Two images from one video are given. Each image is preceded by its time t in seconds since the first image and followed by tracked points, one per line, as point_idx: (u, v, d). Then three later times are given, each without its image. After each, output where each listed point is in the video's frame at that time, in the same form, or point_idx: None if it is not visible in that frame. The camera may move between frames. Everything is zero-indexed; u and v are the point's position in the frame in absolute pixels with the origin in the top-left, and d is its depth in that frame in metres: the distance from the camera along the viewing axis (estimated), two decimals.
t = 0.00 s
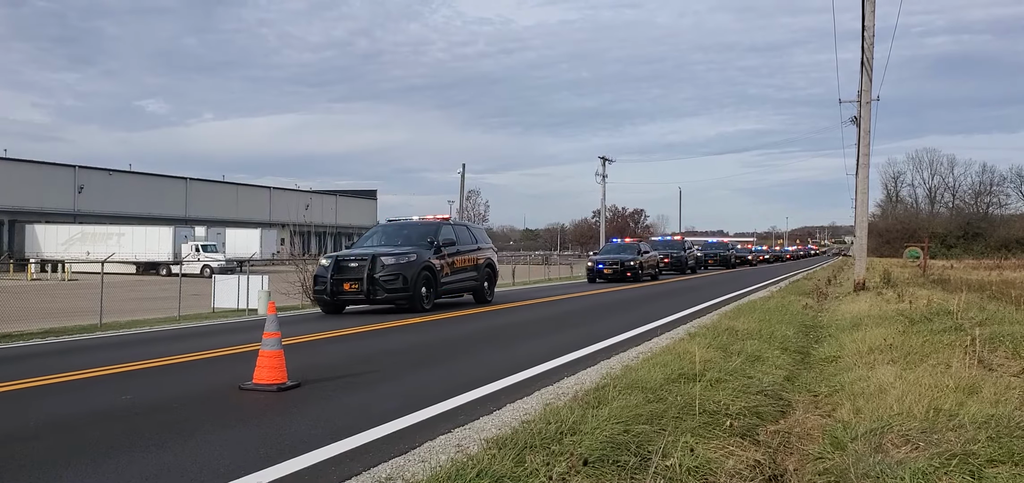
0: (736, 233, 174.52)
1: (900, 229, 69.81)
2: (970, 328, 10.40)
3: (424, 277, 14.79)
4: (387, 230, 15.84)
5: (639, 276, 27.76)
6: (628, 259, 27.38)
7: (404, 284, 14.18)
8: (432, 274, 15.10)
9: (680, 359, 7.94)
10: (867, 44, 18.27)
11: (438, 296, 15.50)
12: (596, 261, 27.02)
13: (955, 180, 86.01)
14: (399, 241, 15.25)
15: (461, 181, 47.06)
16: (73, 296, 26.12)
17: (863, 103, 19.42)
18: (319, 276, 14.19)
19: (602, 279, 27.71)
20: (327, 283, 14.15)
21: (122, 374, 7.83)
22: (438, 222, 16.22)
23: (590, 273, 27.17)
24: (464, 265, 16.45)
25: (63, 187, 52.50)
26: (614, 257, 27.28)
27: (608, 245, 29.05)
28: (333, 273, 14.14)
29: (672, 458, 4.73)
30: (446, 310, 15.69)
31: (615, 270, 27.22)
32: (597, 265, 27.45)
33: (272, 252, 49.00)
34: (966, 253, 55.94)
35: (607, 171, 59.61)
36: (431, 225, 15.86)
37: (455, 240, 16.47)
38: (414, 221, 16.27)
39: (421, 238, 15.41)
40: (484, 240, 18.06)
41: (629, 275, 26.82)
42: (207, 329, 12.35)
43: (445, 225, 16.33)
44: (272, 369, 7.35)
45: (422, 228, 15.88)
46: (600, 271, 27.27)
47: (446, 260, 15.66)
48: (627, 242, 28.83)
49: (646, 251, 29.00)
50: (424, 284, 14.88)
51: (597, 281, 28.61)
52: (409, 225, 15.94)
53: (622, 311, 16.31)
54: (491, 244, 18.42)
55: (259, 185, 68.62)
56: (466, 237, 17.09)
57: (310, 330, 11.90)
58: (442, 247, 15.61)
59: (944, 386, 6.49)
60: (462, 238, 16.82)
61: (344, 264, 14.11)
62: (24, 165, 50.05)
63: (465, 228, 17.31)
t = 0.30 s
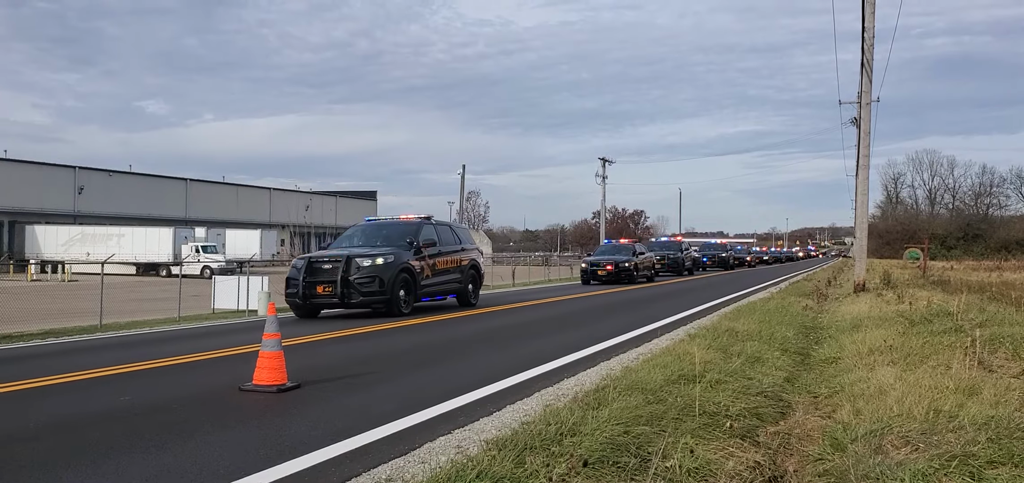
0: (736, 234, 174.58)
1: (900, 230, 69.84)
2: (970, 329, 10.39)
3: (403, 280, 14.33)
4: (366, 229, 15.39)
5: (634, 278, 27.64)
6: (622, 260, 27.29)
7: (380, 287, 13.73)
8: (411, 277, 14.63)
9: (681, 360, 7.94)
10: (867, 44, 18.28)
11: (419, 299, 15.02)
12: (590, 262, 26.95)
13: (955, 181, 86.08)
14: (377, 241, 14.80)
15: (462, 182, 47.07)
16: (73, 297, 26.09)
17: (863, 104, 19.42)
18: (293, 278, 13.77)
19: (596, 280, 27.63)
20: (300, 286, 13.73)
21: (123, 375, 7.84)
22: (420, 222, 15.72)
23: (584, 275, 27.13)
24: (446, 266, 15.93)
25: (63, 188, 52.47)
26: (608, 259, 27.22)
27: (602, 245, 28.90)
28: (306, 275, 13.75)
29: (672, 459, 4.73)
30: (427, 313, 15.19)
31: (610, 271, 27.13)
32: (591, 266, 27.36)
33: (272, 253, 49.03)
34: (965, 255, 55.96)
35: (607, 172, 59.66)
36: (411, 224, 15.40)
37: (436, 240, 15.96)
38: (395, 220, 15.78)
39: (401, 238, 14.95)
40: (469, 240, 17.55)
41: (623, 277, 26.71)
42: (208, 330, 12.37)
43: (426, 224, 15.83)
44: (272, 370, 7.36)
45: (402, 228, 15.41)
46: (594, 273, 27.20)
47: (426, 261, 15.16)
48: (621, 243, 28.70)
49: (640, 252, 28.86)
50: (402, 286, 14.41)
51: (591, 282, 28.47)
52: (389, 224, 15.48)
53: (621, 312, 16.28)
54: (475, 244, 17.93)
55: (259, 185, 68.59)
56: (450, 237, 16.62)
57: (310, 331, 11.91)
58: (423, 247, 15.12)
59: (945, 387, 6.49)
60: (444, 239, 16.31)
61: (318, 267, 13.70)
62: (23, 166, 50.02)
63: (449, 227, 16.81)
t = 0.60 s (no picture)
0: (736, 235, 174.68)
1: (901, 231, 69.88)
2: (970, 330, 10.38)
3: (379, 282, 13.61)
4: (342, 230, 14.68)
5: (629, 279, 27.39)
6: (618, 261, 27.07)
7: (355, 290, 13.00)
8: (388, 280, 13.92)
9: (681, 361, 7.94)
10: (867, 45, 18.28)
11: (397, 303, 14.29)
12: (584, 264, 26.73)
13: (955, 183, 86.12)
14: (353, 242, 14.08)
15: (462, 183, 47.11)
16: (74, 299, 26.10)
17: (864, 105, 19.43)
18: (262, 281, 13.00)
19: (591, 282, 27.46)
20: (270, 289, 12.93)
21: (124, 376, 7.86)
22: (398, 222, 15.03)
23: (579, 276, 26.95)
24: (427, 268, 15.19)
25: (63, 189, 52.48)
26: (602, 260, 27.00)
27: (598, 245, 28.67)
28: (276, 278, 12.95)
29: (672, 461, 4.73)
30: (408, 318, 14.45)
31: (604, 272, 26.91)
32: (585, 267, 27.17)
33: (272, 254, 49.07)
34: (966, 255, 55.93)
35: (607, 174, 59.75)
36: (389, 225, 14.71)
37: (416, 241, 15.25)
38: (372, 220, 15.07)
39: (378, 240, 14.24)
40: (453, 241, 16.85)
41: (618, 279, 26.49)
42: (208, 331, 12.38)
43: (405, 225, 15.14)
44: (272, 371, 7.36)
45: (380, 228, 14.70)
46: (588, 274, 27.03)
47: (405, 262, 14.45)
48: (616, 244, 28.43)
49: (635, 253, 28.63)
50: (378, 289, 13.69)
51: (585, 284, 28.23)
52: (366, 224, 14.79)
53: (620, 313, 16.22)
54: (461, 245, 17.23)
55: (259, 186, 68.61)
56: (431, 238, 15.93)
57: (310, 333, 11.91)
58: (401, 249, 14.42)
59: (945, 388, 6.48)
60: (425, 240, 15.59)
61: (289, 269, 12.92)
62: (24, 167, 50.04)
63: (431, 228, 16.11)
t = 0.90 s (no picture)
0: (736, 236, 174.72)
1: (901, 232, 69.89)
2: (971, 331, 10.36)
3: (353, 285, 12.84)
4: (316, 230, 13.91)
5: (624, 280, 27.11)
6: (612, 262, 26.78)
7: (327, 293, 12.23)
8: (364, 282, 13.15)
9: (681, 362, 7.93)
10: (867, 47, 18.29)
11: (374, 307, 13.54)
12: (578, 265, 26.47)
13: (956, 184, 86.14)
14: (328, 243, 13.35)
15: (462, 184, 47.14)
16: (73, 299, 26.09)
17: (864, 106, 19.43)
18: (229, 283, 12.24)
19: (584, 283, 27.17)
20: (237, 291, 12.18)
21: (124, 377, 7.85)
22: (376, 220, 14.28)
23: (572, 278, 26.64)
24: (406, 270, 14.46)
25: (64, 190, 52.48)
26: (596, 261, 26.75)
27: (592, 246, 28.37)
28: (243, 279, 12.19)
29: (673, 462, 4.73)
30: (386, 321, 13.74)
31: (599, 274, 26.64)
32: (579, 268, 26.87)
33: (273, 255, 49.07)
34: (966, 256, 55.79)
35: (606, 175, 59.76)
36: (366, 224, 13.98)
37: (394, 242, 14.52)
38: (348, 219, 14.31)
39: (353, 239, 13.49)
40: (435, 241, 16.13)
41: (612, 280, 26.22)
42: (206, 332, 12.35)
43: (383, 224, 14.40)
44: (272, 372, 7.36)
45: (357, 227, 13.98)
46: (582, 275, 26.75)
47: (383, 264, 13.70)
48: (610, 245, 28.15)
49: (630, 254, 28.35)
50: (353, 292, 12.92)
51: (579, 286, 27.97)
52: (342, 223, 14.06)
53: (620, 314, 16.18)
54: (445, 246, 16.53)
55: (259, 187, 68.65)
56: (412, 238, 15.23)
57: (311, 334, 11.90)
58: (378, 249, 13.66)
59: (946, 389, 6.48)
60: (405, 240, 14.88)
61: (257, 270, 12.17)
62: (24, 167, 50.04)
63: (411, 227, 15.40)
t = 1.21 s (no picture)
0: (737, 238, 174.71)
1: (901, 234, 69.89)
2: (970, 332, 10.36)
3: (325, 287, 12.27)
4: (288, 230, 13.33)
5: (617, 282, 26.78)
6: (605, 264, 26.40)
7: (295, 296, 11.65)
8: (336, 284, 12.58)
9: (681, 364, 7.94)
10: (867, 48, 18.30)
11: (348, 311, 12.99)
12: (570, 267, 26.07)
13: (956, 185, 86.16)
14: (299, 243, 12.80)
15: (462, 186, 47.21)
16: (73, 301, 26.04)
17: (864, 107, 19.43)
18: (194, 285, 11.71)
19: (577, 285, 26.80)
20: (201, 294, 11.64)
21: (124, 378, 7.85)
22: (351, 220, 13.73)
23: (565, 279, 26.27)
24: (383, 271, 13.93)
25: (64, 191, 52.47)
26: (589, 263, 26.35)
27: (585, 247, 27.99)
28: (207, 282, 11.66)
29: (673, 463, 4.73)
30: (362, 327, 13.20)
31: (592, 275, 26.25)
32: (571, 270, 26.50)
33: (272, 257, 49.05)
34: (966, 257, 55.67)
35: (607, 176, 59.79)
36: (340, 224, 13.43)
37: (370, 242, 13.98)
38: (322, 218, 13.75)
39: (325, 239, 12.93)
40: (415, 242, 15.61)
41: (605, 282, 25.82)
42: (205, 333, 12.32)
43: (358, 224, 13.84)
44: (272, 373, 7.36)
45: (330, 227, 13.43)
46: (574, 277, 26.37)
47: (357, 265, 13.14)
48: (604, 247, 27.80)
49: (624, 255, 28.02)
50: (324, 295, 12.35)
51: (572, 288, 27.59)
52: (315, 223, 13.51)
53: (619, 316, 16.16)
54: (425, 247, 15.98)
55: (260, 188, 68.66)
56: (390, 238, 14.70)
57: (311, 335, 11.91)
58: (351, 250, 13.11)
59: (945, 391, 6.49)
60: (381, 241, 14.34)
61: (222, 272, 11.62)
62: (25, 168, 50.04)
63: (388, 228, 14.86)
